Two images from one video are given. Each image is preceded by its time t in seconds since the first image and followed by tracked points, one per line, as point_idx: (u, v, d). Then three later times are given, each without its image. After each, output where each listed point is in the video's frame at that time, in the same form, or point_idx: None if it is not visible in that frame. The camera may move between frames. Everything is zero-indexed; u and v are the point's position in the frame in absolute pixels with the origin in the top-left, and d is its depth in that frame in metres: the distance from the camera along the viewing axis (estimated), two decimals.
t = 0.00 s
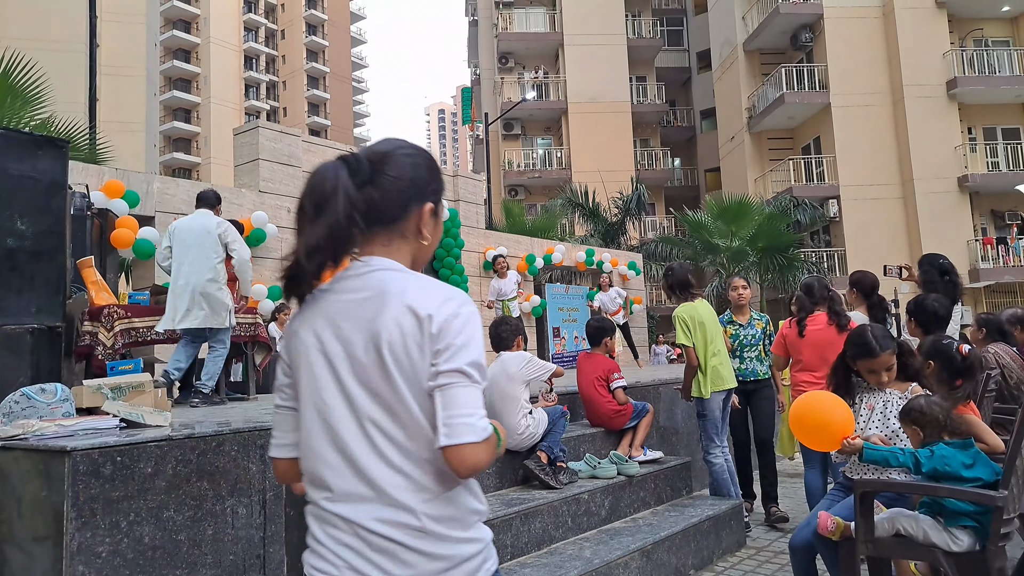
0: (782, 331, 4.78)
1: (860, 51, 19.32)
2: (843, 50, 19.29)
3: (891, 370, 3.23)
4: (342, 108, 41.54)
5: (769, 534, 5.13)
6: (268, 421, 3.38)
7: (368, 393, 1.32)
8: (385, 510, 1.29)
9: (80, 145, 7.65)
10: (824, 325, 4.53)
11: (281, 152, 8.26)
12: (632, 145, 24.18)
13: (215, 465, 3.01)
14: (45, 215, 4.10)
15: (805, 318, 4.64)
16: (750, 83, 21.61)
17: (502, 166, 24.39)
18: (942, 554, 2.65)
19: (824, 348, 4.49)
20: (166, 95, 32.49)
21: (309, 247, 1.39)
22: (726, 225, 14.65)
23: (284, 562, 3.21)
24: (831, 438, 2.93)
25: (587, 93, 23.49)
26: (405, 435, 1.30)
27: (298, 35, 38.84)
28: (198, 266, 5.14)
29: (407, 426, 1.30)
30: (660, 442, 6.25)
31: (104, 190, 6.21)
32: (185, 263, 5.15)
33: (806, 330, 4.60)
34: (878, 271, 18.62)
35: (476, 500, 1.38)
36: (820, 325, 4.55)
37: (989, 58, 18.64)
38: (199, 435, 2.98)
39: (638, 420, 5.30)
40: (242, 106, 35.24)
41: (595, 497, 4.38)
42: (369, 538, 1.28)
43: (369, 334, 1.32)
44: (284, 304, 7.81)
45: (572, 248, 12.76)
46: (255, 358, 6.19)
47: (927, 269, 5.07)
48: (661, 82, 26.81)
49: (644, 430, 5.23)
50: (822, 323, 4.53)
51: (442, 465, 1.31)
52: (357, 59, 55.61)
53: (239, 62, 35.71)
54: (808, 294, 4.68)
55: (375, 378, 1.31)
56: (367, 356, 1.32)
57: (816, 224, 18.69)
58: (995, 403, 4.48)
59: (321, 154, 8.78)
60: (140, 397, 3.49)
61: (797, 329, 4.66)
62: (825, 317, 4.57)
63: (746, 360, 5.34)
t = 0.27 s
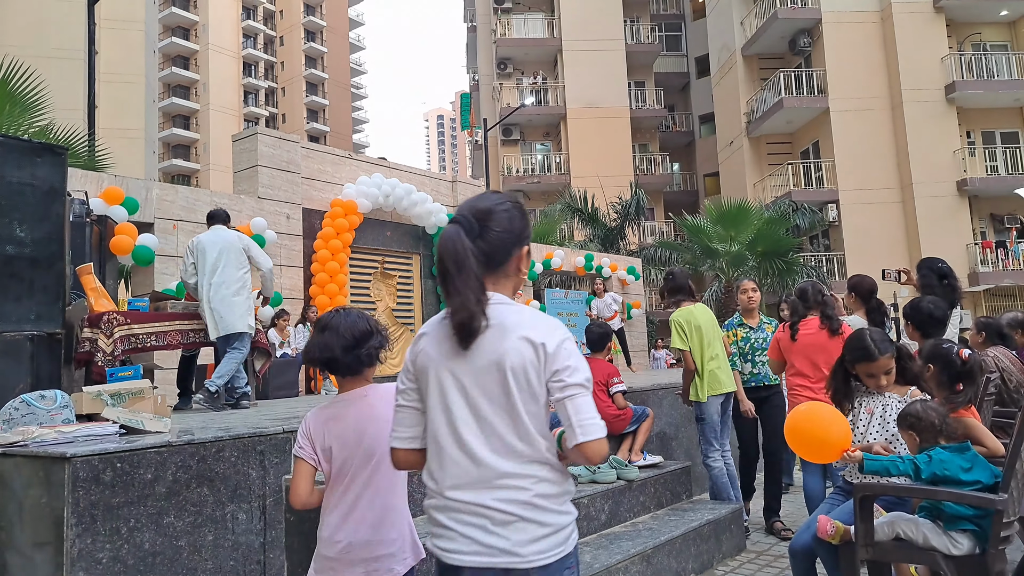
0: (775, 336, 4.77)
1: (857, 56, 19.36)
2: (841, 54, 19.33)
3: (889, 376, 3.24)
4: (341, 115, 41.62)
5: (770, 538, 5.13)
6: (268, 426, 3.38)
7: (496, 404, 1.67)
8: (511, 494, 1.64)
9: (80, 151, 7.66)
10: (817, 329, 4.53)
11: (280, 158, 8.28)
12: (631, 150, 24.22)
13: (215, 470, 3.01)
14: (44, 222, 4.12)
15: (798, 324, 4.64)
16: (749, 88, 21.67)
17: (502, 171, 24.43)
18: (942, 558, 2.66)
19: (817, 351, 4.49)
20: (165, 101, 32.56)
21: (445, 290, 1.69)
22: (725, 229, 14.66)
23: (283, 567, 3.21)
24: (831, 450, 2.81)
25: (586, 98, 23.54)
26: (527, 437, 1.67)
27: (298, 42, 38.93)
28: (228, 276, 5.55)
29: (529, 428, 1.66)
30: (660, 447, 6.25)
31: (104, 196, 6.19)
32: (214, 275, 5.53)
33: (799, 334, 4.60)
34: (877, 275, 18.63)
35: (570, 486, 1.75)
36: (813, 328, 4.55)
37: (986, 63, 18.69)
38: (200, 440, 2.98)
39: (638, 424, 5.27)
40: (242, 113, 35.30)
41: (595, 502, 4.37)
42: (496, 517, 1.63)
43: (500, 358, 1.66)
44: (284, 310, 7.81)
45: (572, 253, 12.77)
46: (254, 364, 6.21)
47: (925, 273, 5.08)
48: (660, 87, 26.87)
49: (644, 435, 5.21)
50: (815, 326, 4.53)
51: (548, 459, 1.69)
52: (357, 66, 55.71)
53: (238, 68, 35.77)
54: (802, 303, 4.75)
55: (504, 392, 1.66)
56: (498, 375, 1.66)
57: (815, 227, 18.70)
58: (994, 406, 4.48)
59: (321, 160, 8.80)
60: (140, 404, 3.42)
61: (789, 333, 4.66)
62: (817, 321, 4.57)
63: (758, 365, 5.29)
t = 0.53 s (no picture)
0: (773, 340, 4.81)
1: (859, 58, 19.37)
2: (842, 57, 19.34)
3: (888, 379, 3.26)
4: (342, 115, 41.63)
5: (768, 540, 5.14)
6: (268, 425, 3.38)
7: (547, 392, 1.97)
8: (555, 468, 1.94)
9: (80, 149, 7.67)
10: (810, 331, 4.55)
11: (281, 157, 8.29)
12: (631, 151, 24.22)
13: (213, 469, 3.01)
14: (46, 220, 4.14)
15: (793, 326, 4.67)
16: (750, 89, 21.67)
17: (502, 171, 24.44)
18: (939, 561, 2.66)
19: (810, 353, 4.51)
20: (166, 100, 32.57)
21: (506, 295, 2.00)
22: (725, 232, 14.63)
23: (281, 565, 3.22)
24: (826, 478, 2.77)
25: (587, 99, 23.54)
26: (572, 420, 1.97)
27: (299, 41, 38.93)
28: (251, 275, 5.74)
29: (574, 413, 1.97)
30: (659, 448, 6.26)
31: (104, 194, 6.22)
32: (238, 273, 5.66)
33: (794, 337, 4.63)
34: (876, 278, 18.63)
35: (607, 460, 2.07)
36: (806, 331, 4.58)
37: (987, 66, 18.70)
38: (199, 438, 2.99)
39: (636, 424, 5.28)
40: (243, 112, 35.30)
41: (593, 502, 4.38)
42: (540, 487, 1.93)
43: (552, 351, 1.98)
44: (284, 309, 7.82)
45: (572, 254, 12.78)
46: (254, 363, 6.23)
47: (925, 276, 5.09)
48: (661, 88, 26.87)
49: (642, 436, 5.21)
50: (807, 328, 4.55)
51: (589, 440, 1.99)
52: (358, 65, 55.68)
53: (239, 67, 35.76)
54: (797, 304, 4.72)
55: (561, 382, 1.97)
56: (550, 367, 1.97)
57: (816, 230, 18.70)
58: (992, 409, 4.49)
59: (321, 160, 8.81)
60: (140, 402, 3.47)
61: (784, 336, 4.69)
62: (811, 323, 4.58)
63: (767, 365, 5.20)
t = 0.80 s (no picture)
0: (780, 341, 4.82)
1: (854, 57, 19.40)
2: (839, 56, 19.36)
3: (882, 373, 3.20)
4: (339, 117, 41.64)
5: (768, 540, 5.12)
6: (265, 429, 3.36)
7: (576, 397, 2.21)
8: (586, 466, 2.18)
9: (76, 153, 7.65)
10: (816, 330, 4.55)
11: (277, 160, 8.27)
12: (629, 151, 24.24)
13: (212, 473, 3.00)
14: (40, 224, 4.12)
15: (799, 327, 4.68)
16: (747, 89, 21.70)
17: (499, 172, 24.44)
18: (939, 558, 2.65)
19: (816, 352, 4.51)
20: (163, 104, 32.56)
21: (538, 312, 2.26)
22: (723, 231, 14.65)
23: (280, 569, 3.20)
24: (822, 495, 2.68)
25: (583, 99, 23.55)
26: (600, 422, 2.21)
27: (296, 44, 38.91)
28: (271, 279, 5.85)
29: (601, 415, 2.20)
30: (659, 448, 6.24)
31: (101, 198, 6.16)
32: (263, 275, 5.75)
33: (800, 337, 4.63)
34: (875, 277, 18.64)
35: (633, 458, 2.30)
36: (812, 330, 4.58)
37: (984, 64, 18.72)
38: (198, 443, 2.97)
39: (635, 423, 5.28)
40: (240, 115, 35.28)
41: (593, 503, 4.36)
42: (574, 480, 2.18)
43: (580, 362, 2.23)
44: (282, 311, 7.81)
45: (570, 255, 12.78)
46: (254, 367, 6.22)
47: (922, 274, 5.08)
48: (658, 88, 26.91)
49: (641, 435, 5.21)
50: (813, 327, 4.55)
51: (615, 439, 2.22)
52: (355, 68, 55.67)
53: (236, 71, 35.75)
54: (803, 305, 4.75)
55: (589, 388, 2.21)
56: (578, 375, 2.21)
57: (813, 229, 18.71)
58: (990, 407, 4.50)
59: (318, 162, 8.79)
60: (137, 406, 3.46)
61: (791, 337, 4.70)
62: (817, 323, 4.59)
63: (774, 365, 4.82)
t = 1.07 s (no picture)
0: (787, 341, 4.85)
1: (855, 57, 19.41)
2: (839, 55, 19.37)
3: (882, 367, 3.23)
4: (340, 119, 41.68)
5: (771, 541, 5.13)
6: (268, 432, 3.37)
7: (604, 387, 2.46)
8: (616, 449, 2.43)
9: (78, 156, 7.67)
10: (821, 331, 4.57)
11: (279, 162, 8.29)
12: (629, 151, 24.25)
13: (215, 476, 3.01)
14: (43, 229, 4.12)
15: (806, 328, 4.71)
16: (747, 89, 21.70)
17: (500, 173, 24.45)
18: (942, 559, 2.66)
19: (818, 352, 4.52)
20: (164, 106, 32.61)
21: (571, 307, 2.51)
22: (724, 231, 14.71)
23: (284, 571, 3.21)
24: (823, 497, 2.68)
25: (584, 100, 23.56)
26: (627, 410, 2.45)
27: (297, 46, 38.95)
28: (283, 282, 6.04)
29: (626, 404, 2.44)
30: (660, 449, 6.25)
31: (103, 200, 6.16)
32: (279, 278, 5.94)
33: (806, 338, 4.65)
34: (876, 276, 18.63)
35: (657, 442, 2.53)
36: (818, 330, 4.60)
37: (985, 62, 18.71)
38: (202, 446, 2.99)
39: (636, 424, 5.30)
40: (241, 117, 35.32)
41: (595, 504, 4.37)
42: (605, 463, 2.43)
43: (605, 355, 2.47)
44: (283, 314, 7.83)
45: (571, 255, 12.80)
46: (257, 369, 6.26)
47: (925, 274, 5.09)
48: (659, 88, 26.92)
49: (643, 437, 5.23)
50: (818, 328, 4.58)
51: (640, 425, 2.46)
52: (355, 69, 55.70)
53: (237, 73, 35.80)
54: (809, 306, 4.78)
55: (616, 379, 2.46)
56: (605, 367, 2.46)
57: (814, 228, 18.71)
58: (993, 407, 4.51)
59: (319, 164, 8.81)
60: (140, 409, 3.45)
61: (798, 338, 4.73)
62: (823, 323, 4.60)
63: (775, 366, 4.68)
